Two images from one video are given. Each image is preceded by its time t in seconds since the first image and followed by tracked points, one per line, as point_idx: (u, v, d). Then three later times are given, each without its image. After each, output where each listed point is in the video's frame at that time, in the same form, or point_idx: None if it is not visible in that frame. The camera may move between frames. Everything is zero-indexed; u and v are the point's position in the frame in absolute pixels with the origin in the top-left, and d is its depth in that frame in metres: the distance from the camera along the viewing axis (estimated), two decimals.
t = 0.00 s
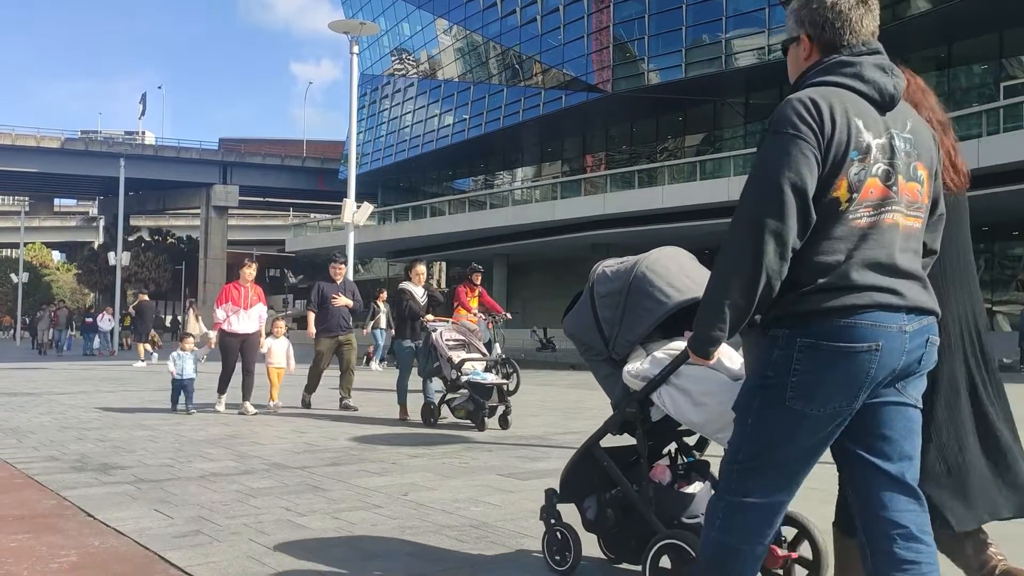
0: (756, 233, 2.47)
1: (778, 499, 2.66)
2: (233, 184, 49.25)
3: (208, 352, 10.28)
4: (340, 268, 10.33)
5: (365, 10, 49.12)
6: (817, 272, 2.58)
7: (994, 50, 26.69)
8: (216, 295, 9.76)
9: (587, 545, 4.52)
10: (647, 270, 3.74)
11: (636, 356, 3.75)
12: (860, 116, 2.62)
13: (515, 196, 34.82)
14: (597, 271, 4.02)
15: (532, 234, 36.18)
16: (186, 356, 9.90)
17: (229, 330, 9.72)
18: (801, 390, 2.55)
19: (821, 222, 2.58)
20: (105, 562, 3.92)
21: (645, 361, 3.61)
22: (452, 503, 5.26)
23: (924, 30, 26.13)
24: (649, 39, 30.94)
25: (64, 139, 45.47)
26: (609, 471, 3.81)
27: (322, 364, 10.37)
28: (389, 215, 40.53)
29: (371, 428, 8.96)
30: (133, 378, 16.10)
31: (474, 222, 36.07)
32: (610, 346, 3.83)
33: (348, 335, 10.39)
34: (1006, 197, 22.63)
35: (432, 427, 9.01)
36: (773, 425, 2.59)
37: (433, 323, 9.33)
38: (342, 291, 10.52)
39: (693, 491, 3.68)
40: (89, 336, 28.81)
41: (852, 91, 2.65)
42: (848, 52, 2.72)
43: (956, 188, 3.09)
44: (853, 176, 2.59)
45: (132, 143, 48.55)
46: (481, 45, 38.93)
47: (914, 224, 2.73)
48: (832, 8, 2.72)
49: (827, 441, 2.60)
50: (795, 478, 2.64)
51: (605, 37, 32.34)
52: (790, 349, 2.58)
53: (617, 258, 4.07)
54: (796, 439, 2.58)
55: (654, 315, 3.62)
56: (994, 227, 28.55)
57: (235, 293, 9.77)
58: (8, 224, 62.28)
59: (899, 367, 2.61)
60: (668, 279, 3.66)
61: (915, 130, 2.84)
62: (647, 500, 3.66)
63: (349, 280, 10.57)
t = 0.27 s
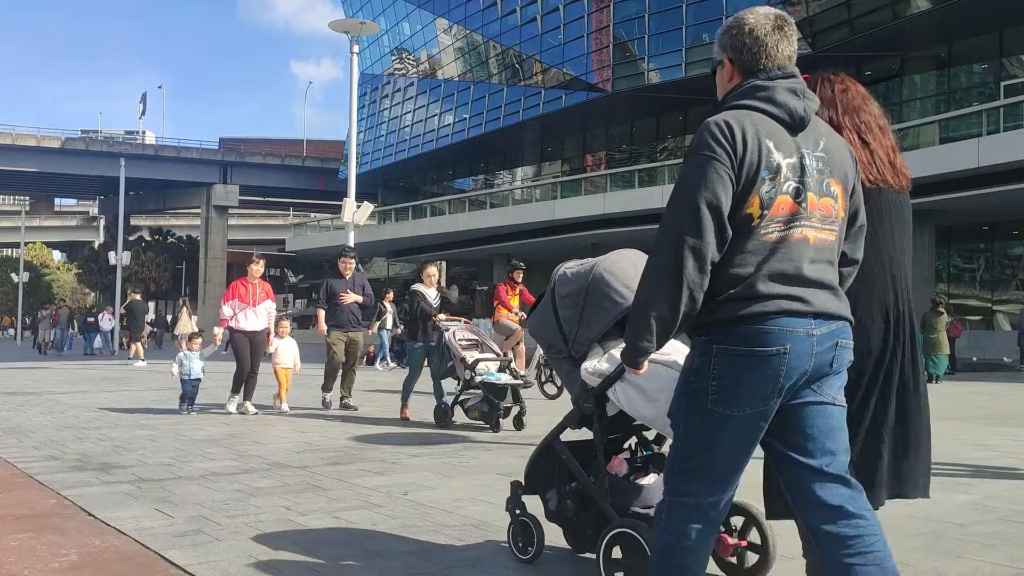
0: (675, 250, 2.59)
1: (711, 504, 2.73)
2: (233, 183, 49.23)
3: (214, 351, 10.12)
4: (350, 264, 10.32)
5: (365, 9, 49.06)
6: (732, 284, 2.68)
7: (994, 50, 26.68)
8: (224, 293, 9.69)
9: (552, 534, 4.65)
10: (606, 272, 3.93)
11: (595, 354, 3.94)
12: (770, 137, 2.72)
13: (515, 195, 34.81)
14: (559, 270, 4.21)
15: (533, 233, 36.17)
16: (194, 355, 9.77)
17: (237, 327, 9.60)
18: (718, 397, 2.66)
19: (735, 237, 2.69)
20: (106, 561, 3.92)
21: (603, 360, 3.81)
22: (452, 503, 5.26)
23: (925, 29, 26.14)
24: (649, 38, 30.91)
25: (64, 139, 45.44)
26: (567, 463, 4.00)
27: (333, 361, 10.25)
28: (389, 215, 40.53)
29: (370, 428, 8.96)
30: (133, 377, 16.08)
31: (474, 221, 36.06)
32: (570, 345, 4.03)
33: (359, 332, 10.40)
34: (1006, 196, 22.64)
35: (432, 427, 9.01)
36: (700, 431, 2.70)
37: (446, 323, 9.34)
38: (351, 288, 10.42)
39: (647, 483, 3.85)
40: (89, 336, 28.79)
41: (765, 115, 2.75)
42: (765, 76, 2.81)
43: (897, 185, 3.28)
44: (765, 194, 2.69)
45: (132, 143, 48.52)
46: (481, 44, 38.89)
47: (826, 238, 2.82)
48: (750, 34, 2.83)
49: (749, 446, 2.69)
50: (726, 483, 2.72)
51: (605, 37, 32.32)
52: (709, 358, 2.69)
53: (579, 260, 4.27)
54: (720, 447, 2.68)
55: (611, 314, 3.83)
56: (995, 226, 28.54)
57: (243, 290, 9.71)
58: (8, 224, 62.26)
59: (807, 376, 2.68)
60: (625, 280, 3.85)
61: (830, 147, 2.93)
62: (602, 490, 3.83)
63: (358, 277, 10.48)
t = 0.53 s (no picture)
0: (606, 244, 2.58)
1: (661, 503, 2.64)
2: (233, 183, 49.26)
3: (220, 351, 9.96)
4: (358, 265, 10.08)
5: (366, 9, 49.02)
6: (664, 280, 2.66)
7: (994, 50, 26.68)
8: (229, 293, 9.66)
9: (526, 527, 4.71)
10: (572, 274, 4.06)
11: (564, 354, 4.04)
12: (702, 134, 2.71)
13: (516, 195, 34.80)
14: (531, 270, 3.91)
15: (533, 233, 36.20)
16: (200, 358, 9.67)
17: (243, 328, 9.61)
18: (656, 392, 2.61)
19: (667, 231, 2.68)
20: (105, 560, 3.91)
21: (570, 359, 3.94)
22: (452, 502, 5.26)
23: (925, 29, 26.12)
24: (649, 37, 30.89)
25: (64, 139, 45.44)
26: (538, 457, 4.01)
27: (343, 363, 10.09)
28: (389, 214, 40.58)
29: (371, 427, 8.94)
30: (133, 377, 16.06)
31: (475, 221, 36.07)
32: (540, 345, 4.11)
33: (364, 333, 10.17)
34: (1005, 196, 22.65)
35: (434, 427, 8.99)
36: (644, 424, 2.65)
37: (456, 322, 8.98)
38: (358, 288, 10.22)
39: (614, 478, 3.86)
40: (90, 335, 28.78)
41: (698, 114, 2.73)
42: (705, 80, 2.80)
43: (851, 196, 3.05)
44: (697, 192, 2.66)
45: (132, 143, 48.52)
46: (481, 44, 38.88)
47: (763, 236, 2.77)
48: (687, 40, 2.83)
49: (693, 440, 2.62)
50: (676, 477, 2.63)
51: (605, 36, 32.30)
52: (647, 352, 2.66)
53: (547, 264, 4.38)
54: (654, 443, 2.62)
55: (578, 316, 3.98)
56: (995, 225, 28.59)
57: (248, 290, 9.63)
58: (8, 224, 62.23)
59: (739, 369, 2.64)
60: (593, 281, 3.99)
61: (767, 149, 2.87)
62: (572, 486, 3.84)
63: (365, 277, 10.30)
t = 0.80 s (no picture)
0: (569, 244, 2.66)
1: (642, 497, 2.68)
2: (233, 183, 49.27)
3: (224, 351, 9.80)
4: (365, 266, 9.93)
5: (366, 8, 48.96)
6: (623, 277, 2.72)
7: (994, 49, 26.68)
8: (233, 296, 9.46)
9: (501, 522, 4.79)
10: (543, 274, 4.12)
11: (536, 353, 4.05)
12: (656, 134, 2.75)
13: (515, 194, 34.76)
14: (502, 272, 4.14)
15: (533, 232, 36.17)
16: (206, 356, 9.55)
17: (248, 331, 9.40)
18: (623, 387, 2.69)
19: (623, 229, 2.74)
20: (105, 561, 3.91)
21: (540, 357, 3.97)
22: (452, 502, 5.26)
23: (925, 28, 26.09)
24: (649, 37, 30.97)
25: (65, 138, 45.44)
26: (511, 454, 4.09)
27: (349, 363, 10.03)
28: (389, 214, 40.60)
29: (370, 427, 8.94)
30: (133, 376, 16.07)
31: (475, 220, 36.07)
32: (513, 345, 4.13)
33: (370, 334, 10.09)
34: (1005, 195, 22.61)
35: (434, 427, 8.98)
36: (615, 419, 2.72)
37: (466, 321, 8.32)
38: (364, 289, 10.16)
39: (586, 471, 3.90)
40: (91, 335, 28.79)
41: (653, 114, 2.78)
42: (662, 83, 2.86)
43: (793, 205, 3.23)
44: (651, 191, 2.72)
45: (133, 142, 48.53)
46: (480, 43, 38.87)
47: (714, 234, 2.83)
48: (644, 46, 2.91)
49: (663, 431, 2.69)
50: (659, 468, 2.70)
51: (605, 36, 32.32)
52: (613, 347, 2.72)
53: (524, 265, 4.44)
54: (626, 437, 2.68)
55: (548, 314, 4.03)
56: (995, 225, 28.58)
57: (252, 293, 9.52)
58: (9, 223, 62.29)
59: (694, 361, 2.73)
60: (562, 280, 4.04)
61: (719, 149, 2.93)
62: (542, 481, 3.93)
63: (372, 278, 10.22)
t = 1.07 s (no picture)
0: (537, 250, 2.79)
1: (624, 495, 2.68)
2: (233, 183, 49.28)
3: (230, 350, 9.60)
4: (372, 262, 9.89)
5: (366, 8, 48.93)
6: (585, 282, 2.80)
7: (994, 49, 26.70)
8: (238, 293, 9.24)
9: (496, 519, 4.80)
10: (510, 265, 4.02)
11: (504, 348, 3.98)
12: (611, 145, 2.86)
13: (516, 194, 34.72)
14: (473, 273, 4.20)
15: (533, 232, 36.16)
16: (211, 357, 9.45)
17: (253, 328, 9.18)
18: (594, 384, 2.73)
19: (583, 236, 2.82)
20: (104, 561, 3.91)
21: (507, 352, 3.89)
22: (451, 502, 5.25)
23: (925, 28, 26.09)
24: (649, 36, 31.00)
25: (65, 138, 45.41)
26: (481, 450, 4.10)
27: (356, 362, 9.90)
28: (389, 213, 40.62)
29: (370, 426, 8.92)
30: (133, 376, 16.07)
31: (474, 220, 36.04)
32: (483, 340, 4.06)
33: (379, 332, 10.01)
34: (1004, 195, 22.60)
35: (433, 426, 8.97)
36: (586, 415, 2.77)
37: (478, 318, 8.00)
38: (371, 287, 10.11)
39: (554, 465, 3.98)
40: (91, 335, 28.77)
41: (608, 128, 2.89)
42: (618, 101, 2.98)
43: (743, 209, 3.41)
44: (607, 200, 2.82)
45: (133, 142, 48.52)
46: (480, 43, 38.87)
47: (667, 242, 2.92)
48: (600, 66, 3.04)
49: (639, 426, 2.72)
50: (641, 462, 2.70)
51: (605, 35, 32.33)
52: (579, 348, 2.79)
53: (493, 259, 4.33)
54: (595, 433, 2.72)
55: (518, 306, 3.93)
56: (995, 224, 28.58)
57: (257, 290, 9.22)
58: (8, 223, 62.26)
59: (655, 361, 2.80)
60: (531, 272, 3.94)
61: (672, 163, 3.03)
62: (511, 476, 3.97)
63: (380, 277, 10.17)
